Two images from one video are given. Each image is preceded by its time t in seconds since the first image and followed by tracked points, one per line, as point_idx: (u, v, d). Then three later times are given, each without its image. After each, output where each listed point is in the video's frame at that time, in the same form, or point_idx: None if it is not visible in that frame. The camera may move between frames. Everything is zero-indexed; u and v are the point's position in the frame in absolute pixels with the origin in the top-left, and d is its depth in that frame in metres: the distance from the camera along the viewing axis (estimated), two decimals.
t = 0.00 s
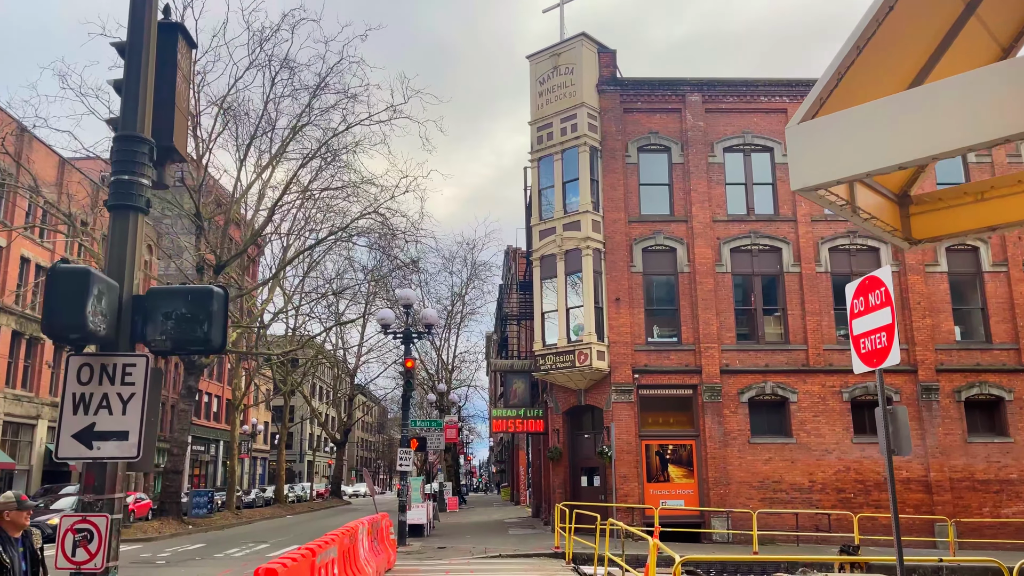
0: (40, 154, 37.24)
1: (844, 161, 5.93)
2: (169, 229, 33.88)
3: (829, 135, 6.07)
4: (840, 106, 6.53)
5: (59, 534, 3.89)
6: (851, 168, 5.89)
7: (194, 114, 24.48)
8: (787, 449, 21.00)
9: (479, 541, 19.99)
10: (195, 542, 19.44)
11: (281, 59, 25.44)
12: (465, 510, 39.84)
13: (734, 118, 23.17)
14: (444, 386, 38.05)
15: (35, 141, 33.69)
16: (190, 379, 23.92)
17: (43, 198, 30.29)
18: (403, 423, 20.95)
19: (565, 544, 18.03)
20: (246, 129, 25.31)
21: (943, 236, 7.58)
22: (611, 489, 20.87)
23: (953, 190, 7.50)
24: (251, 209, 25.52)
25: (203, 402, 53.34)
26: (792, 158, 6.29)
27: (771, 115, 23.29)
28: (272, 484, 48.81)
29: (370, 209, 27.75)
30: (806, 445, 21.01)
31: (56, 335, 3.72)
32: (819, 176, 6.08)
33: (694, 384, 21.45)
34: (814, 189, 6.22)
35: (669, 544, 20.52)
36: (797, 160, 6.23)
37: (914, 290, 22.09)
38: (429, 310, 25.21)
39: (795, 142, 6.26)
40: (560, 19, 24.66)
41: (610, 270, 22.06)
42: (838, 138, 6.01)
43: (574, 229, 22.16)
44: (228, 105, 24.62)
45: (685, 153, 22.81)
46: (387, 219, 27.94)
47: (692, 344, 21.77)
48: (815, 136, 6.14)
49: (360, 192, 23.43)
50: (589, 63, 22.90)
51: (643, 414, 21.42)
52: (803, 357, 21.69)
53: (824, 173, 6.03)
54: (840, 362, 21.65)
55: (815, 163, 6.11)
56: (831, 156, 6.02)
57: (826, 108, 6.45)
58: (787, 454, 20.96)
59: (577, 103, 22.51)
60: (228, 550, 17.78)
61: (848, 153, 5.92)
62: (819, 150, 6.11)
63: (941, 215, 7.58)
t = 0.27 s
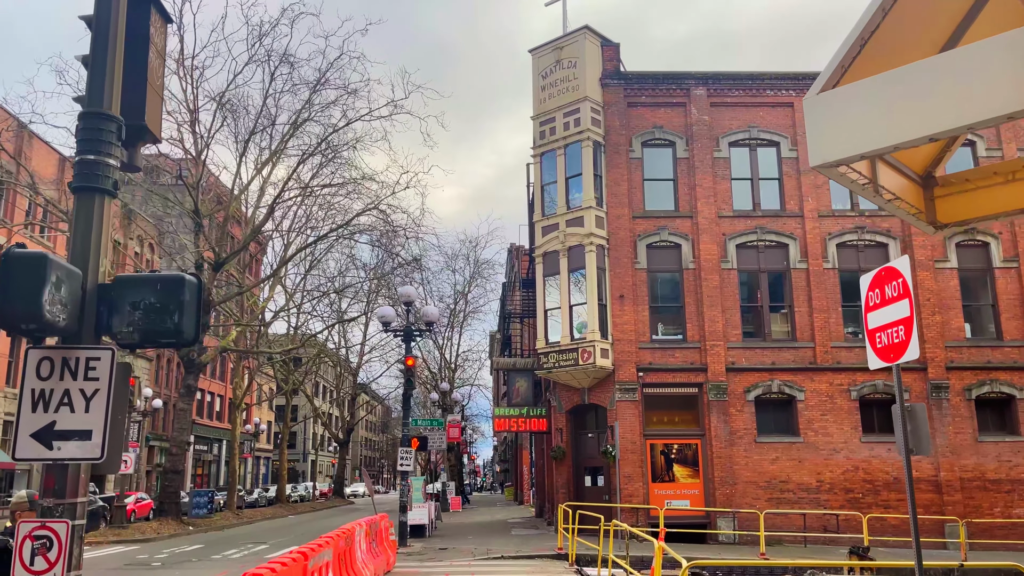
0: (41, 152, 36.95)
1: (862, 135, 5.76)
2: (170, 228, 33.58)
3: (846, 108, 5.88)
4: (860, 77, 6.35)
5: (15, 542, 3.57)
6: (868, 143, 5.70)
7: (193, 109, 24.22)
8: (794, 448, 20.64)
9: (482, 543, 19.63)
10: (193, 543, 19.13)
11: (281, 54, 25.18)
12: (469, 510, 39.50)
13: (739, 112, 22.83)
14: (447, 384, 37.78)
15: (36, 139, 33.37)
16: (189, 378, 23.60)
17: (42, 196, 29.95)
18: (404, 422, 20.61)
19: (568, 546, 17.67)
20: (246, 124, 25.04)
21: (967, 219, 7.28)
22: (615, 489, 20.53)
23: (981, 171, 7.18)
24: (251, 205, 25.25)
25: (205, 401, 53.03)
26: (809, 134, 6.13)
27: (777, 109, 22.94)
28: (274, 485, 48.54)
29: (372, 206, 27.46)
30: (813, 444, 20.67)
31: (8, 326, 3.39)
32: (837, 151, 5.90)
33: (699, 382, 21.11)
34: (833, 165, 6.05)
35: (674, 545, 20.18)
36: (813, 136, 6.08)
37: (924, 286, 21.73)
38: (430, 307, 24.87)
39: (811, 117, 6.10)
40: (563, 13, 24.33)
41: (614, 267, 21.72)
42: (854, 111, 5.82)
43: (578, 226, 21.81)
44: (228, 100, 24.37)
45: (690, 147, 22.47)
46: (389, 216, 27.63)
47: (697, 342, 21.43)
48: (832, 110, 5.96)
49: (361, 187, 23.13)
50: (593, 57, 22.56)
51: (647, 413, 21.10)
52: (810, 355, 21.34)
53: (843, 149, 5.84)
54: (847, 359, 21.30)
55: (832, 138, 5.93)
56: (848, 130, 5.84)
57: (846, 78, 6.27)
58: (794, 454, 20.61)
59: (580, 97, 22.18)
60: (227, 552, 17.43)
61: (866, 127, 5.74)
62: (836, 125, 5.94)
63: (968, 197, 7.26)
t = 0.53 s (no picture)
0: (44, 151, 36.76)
1: (891, 94, 5.33)
2: (174, 226, 33.37)
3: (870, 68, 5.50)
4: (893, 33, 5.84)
5: None
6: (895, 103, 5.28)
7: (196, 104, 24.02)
8: (805, 446, 20.27)
9: (488, 542, 19.32)
10: (196, 542, 18.88)
11: (283, 48, 24.97)
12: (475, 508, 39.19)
13: (748, 104, 22.46)
14: (453, 382, 37.51)
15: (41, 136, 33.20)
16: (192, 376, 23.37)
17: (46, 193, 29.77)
18: (409, 420, 20.32)
19: (575, 545, 17.34)
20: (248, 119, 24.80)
21: (1002, 194, 6.67)
22: (623, 487, 20.21)
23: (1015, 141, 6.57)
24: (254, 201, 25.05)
25: (212, 400, 52.89)
26: (834, 98, 5.75)
27: (787, 101, 22.55)
28: (281, 483, 48.36)
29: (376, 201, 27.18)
30: (824, 442, 20.29)
31: None
32: (865, 114, 5.49)
33: (708, 379, 20.76)
34: (862, 129, 5.63)
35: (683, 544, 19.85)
36: (839, 100, 5.68)
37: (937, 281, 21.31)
38: (434, 303, 24.59)
39: (835, 77, 5.71)
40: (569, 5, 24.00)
41: (621, 262, 21.38)
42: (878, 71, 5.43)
43: (584, 220, 21.47)
44: (230, 95, 24.16)
45: (698, 140, 22.11)
46: (394, 211, 27.33)
47: (706, 338, 21.07)
48: (856, 70, 5.57)
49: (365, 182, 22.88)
50: (599, 49, 22.24)
51: (655, 410, 20.77)
52: (821, 351, 20.96)
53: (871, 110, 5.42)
54: (859, 356, 20.91)
55: (857, 102, 5.55)
56: (874, 93, 5.44)
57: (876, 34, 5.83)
58: (805, 452, 20.24)
59: (586, 90, 21.85)
60: (229, 551, 17.16)
61: (895, 85, 5.31)
62: (863, 86, 5.54)
63: (1001, 169, 6.65)
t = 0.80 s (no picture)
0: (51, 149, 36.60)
1: (936, 54, 5.06)
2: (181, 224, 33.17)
3: (917, 26, 5.15)
4: None
5: None
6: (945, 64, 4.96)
7: (201, 100, 23.86)
8: (819, 445, 19.89)
9: (496, 542, 19.04)
10: (201, 542, 18.65)
11: (289, 44, 24.76)
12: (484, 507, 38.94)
13: (760, 97, 22.07)
14: (462, 380, 37.26)
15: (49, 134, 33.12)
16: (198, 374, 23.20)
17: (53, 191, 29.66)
18: (417, 418, 20.05)
19: (585, 546, 17.00)
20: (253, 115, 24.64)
21: None
22: (633, 487, 19.86)
23: None
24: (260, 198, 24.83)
25: (221, 398, 52.83)
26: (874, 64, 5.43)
27: (800, 94, 22.13)
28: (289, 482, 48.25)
29: (383, 198, 26.93)
30: (839, 440, 19.91)
31: None
32: (909, 76, 5.18)
33: (720, 376, 20.40)
34: (905, 94, 5.32)
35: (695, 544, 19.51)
36: (879, 66, 5.38)
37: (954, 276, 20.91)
38: (442, 300, 24.33)
39: (875, 38, 5.38)
40: None
41: (631, 258, 21.05)
42: (927, 28, 5.09)
43: (593, 215, 21.14)
44: (236, 90, 23.99)
45: (709, 134, 21.75)
46: (401, 208, 27.05)
47: (717, 335, 20.72)
48: (902, 28, 5.23)
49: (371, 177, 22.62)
50: (608, 42, 21.91)
51: (666, 408, 20.42)
52: (834, 348, 20.57)
53: (914, 73, 5.13)
54: (874, 353, 20.50)
55: (903, 64, 5.21)
56: (921, 52, 5.10)
57: None
58: (819, 450, 19.86)
59: (595, 83, 21.51)
60: (234, 551, 16.93)
61: (941, 43, 5.03)
62: (908, 46, 5.24)
63: None
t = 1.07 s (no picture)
0: (58, 145, 36.48)
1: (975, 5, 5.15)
2: (188, 220, 33.00)
3: None
4: None
5: None
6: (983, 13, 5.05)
7: (207, 95, 23.72)
8: (833, 442, 19.53)
9: (505, 541, 18.76)
10: (206, 540, 18.46)
11: (295, 37, 24.54)
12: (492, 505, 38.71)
13: (772, 88, 21.70)
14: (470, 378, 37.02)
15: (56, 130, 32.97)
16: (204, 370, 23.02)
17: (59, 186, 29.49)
18: (424, 415, 19.78)
19: (595, 545, 16.70)
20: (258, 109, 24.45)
21: None
22: (644, 484, 19.54)
23: None
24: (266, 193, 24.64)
25: (228, 396, 52.71)
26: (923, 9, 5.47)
27: (813, 85, 21.75)
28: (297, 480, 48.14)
29: (390, 193, 26.67)
30: (854, 438, 19.54)
31: None
32: (954, 22, 5.27)
33: (732, 373, 20.06)
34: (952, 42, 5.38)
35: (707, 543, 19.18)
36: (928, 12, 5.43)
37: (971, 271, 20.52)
38: (449, 296, 24.07)
39: None
40: None
41: (641, 252, 20.73)
42: None
43: (602, 209, 20.81)
44: (242, 84, 23.81)
45: (721, 127, 21.40)
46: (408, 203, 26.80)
47: (729, 331, 20.38)
48: None
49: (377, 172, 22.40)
50: (617, 33, 21.58)
51: (677, 405, 20.10)
52: (849, 344, 20.20)
53: (959, 18, 5.22)
54: (890, 348, 20.12)
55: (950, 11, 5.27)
56: None
57: None
58: (833, 448, 19.49)
59: (604, 75, 21.19)
60: (239, 549, 16.71)
61: None
62: None
63: None
